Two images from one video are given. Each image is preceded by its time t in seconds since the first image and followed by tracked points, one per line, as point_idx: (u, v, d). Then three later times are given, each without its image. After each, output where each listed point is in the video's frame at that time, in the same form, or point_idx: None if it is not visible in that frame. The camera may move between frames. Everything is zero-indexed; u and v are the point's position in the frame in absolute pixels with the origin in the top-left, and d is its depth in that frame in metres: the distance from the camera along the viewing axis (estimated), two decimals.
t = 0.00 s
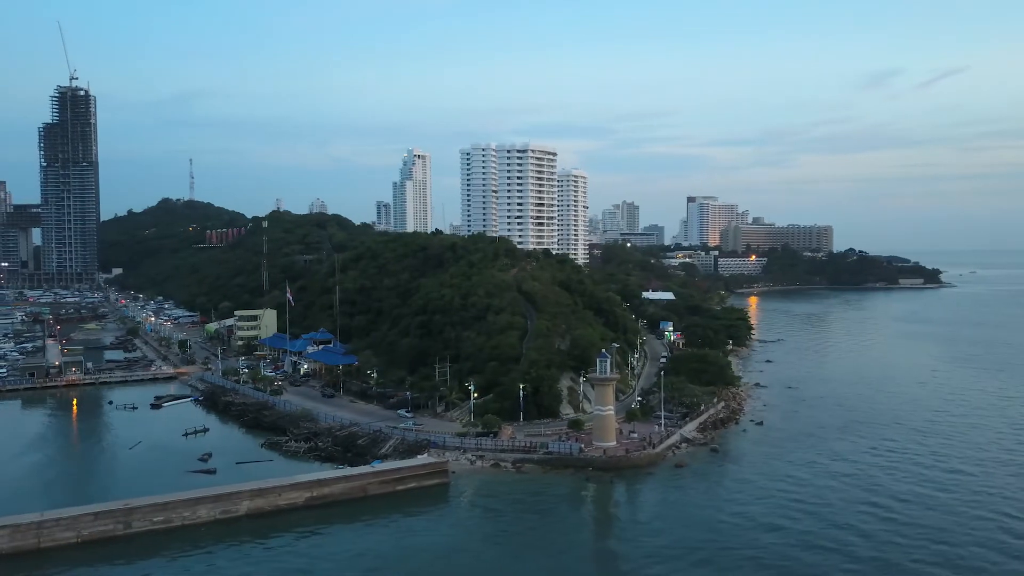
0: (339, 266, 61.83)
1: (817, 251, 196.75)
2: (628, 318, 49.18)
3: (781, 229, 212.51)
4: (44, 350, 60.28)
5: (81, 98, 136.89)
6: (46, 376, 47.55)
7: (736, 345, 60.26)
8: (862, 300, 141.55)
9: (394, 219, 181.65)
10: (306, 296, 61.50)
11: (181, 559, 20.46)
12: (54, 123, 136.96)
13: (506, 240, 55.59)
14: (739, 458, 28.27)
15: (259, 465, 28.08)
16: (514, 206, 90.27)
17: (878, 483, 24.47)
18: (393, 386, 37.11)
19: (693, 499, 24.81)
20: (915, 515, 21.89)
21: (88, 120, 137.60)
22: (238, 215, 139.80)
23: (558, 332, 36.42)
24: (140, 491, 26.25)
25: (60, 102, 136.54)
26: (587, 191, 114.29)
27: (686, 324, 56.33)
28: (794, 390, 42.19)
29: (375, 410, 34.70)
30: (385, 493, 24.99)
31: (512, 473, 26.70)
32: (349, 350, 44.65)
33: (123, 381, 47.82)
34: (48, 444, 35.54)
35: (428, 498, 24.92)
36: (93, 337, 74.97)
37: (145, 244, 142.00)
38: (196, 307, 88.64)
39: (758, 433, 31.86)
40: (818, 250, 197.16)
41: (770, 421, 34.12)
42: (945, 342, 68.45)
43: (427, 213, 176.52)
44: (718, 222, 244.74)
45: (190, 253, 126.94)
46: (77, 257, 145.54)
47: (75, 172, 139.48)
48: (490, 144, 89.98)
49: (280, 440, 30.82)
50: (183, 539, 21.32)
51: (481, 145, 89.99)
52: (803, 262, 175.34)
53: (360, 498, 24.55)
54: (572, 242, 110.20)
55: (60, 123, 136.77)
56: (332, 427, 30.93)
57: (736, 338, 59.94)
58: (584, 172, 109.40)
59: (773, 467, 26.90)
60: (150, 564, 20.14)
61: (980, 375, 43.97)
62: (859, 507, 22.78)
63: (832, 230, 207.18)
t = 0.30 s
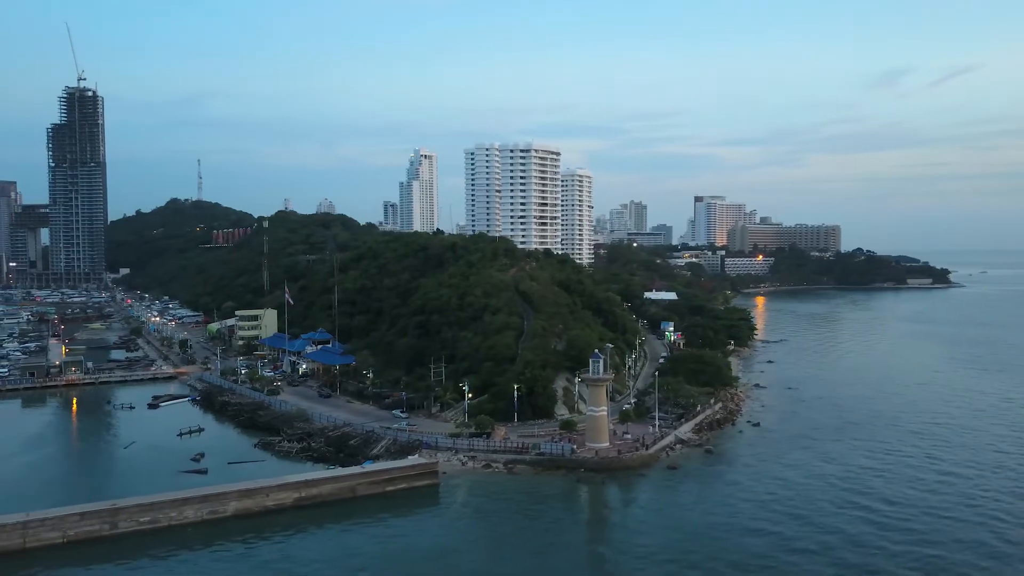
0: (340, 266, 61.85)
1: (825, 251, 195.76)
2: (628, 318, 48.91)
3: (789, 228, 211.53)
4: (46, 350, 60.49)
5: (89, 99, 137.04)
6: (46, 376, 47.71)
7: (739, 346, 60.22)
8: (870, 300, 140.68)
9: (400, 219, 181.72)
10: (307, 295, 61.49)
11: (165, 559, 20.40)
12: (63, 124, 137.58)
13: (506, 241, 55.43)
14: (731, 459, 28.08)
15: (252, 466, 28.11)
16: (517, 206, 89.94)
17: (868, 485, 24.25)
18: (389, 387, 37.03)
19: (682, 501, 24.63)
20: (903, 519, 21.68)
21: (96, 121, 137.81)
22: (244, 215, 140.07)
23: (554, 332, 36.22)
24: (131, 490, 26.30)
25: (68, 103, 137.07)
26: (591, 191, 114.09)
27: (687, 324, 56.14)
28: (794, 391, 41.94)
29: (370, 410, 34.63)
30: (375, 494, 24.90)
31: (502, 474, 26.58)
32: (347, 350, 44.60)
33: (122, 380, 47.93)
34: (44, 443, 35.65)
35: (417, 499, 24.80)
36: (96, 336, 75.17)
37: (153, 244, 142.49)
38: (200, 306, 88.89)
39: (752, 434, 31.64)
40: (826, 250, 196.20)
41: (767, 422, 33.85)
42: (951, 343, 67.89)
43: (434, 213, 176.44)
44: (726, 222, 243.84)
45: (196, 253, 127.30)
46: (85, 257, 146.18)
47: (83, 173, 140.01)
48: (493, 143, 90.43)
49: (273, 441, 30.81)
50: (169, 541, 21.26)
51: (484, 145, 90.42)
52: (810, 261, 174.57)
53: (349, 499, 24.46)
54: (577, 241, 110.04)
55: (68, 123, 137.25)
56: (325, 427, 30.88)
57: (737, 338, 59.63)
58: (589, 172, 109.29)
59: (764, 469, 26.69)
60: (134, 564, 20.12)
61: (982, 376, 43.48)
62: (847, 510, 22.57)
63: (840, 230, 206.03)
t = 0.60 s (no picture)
0: (341, 266, 61.89)
1: (832, 250, 194.82)
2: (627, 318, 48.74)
3: (796, 228, 210.63)
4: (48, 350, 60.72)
5: (96, 100, 138.55)
6: (46, 375, 47.87)
7: (741, 346, 59.88)
8: (877, 300, 139.82)
9: (406, 219, 181.78)
10: (308, 295, 61.54)
11: (148, 560, 20.38)
12: (70, 124, 138.32)
13: (506, 240, 55.31)
14: (722, 462, 27.86)
15: (243, 466, 28.11)
16: (520, 206, 89.85)
17: (858, 489, 24.00)
18: (384, 387, 36.95)
19: (671, 503, 24.44)
20: (891, 523, 21.43)
21: (103, 121, 138.92)
22: (251, 215, 140.48)
23: (550, 332, 36.07)
24: (122, 491, 26.36)
25: (76, 104, 137.81)
26: (596, 191, 113.86)
27: (688, 324, 55.89)
28: (794, 392, 41.62)
29: (365, 410, 34.57)
30: (364, 495, 24.82)
31: (492, 475, 26.46)
32: (345, 350, 44.58)
33: (121, 380, 48.08)
34: (41, 442, 35.82)
35: (405, 500, 24.69)
36: (100, 336, 75.43)
37: (160, 244, 143.11)
38: (204, 306, 89.12)
39: (746, 436, 31.39)
40: (833, 250, 195.22)
41: (764, 424, 33.59)
42: (956, 343, 67.30)
43: (440, 213, 176.32)
44: (733, 222, 243.03)
45: (202, 253, 127.66)
46: (92, 257, 146.83)
47: (90, 173, 140.94)
48: (496, 143, 90.40)
49: (266, 441, 30.80)
50: (155, 541, 21.25)
51: (487, 145, 90.51)
52: (817, 261, 173.69)
53: (338, 500, 24.38)
54: (581, 241, 109.81)
55: (75, 124, 138.24)
56: (318, 428, 30.85)
57: (739, 338, 59.30)
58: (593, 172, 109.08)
59: (755, 472, 26.47)
60: (118, 564, 20.13)
61: (985, 377, 42.99)
62: (835, 514, 22.35)
63: (848, 230, 204.94)
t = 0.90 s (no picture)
0: (342, 266, 61.91)
1: (840, 250, 193.85)
2: (627, 318, 48.54)
3: (803, 228, 209.66)
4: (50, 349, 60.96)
5: (104, 100, 139.11)
6: (46, 374, 48.03)
7: (743, 346, 59.54)
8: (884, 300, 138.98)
9: (413, 219, 181.78)
10: (309, 295, 61.60)
11: (133, 560, 20.37)
12: (78, 125, 139.23)
13: (506, 240, 55.18)
14: (713, 463, 27.67)
15: (235, 466, 28.08)
16: (523, 205, 89.80)
17: (847, 492, 23.80)
18: (380, 387, 36.87)
19: (659, 505, 24.28)
20: (878, 527, 21.23)
21: (111, 122, 139.48)
22: (257, 215, 140.89)
23: (546, 332, 35.89)
24: (112, 491, 26.39)
25: (84, 104, 138.58)
26: (601, 191, 113.57)
27: (689, 324, 55.64)
28: (794, 393, 41.31)
29: (360, 411, 34.50)
30: (353, 495, 24.71)
31: (482, 475, 26.37)
32: (344, 350, 44.61)
33: (121, 379, 48.22)
34: (38, 440, 35.96)
35: (396, 501, 24.58)
36: (104, 336, 75.76)
37: (167, 244, 143.68)
38: (208, 306, 89.40)
39: (740, 437, 31.20)
40: (841, 250, 194.22)
41: (761, 425, 33.33)
42: (962, 344, 66.71)
43: (447, 213, 175.74)
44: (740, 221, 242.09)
45: (208, 253, 128.08)
46: (100, 256, 147.51)
47: (98, 174, 141.66)
48: (499, 143, 89.85)
49: (260, 441, 30.77)
50: (141, 541, 21.23)
51: (491, 145, 89.76)
52: (825, 261, 172.82)
53: (327, 501, 24.30)
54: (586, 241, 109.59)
55: (83, 125, 138.92)
56: (312, 428, 30.80)
57: (740, 338, 59.08)
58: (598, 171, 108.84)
59: (746, 474, 26.24)
60: (103, 564, 20.11)
61: (989, 379, 42.54)
62: (823, 517, 22.14)
63: (856, 229, 203.86)
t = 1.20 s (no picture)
0: (343, 265, 61.92)
1: (848, 250, 192.79)
2: (626, 318, 48.34)
3: (811, 228, 208.66)
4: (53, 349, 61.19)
5: (112, 100, 139.90)
6: (46, 374, 48.20)
7: (745, 346, 59.22)
8: (892, 300, 138.02)
9: (420, 219, 181.79)
10: (309, 295, 61.62)
11: (118, 560, 20.34)
12: (86, 125, 140.07)
13: (505, 240, 55.06)
14: (706, 465, 27.46)
15: (227, 466, 28.08)
16: (526, 205, 89.67)
17: (839, 495, 23.54)
18: (377, 387, 36.83)
19: (649, 507, 24.10)
20: (868, 531, 20.98)
21: (118, 122, 140.23)
22: (263, 215, 141.25)
23: (542, 332, 35.74)
24: (103, 491, 26.41)
25: (92, 104, 139.26)
26: (606, 190, 113.24)
27: (690, 324, 55.38)
28: (793, 394, 41.05)
29: (356, 411, 34.46)
30: (342, 496, 24.63)
31: (472, 475, 26.24)
32: (343, 350, 44.60)
33: (121, 379, 48.36)
34: (35, 439, 36.08)
35: (385, 502, 24.48)
36: (108, 335, 76.14)
37: (174, 244, 144.28)
38: (212, 305, 89.72)
39: (735, 438, 30.95)
40: (849, 250, 193.12)
41: (758, 426, 33.09)
42: (967, 344, 66.17)
43: (454, 214, 175.68)
44: (748, 220, 241.14)
45: (214, 253, 128.52)
46: (108, 256, 148.26)
47: (106, 174, 142.44)
48: (503, 143, 89.81)
49: (253, 441, 30.78)
50: (128, 542, 21.20)
51: (495, 144, 89.27)
52: (832, 261, 171.87)
53: (316, 501, 24.22)
54: (590, 241, 109.33)
55: (91, 125, 139.72)
56: (305, 428, 30.78)
57: (741, 339, 58.81)
58: (603, 171, 108.53)
59: (737, 476, 26.05)
60: (87, 564, 20.08)
61: (991, 380, 42.10)
62: (813, 521, 21.90)
63: (864, 229, 202.66)
